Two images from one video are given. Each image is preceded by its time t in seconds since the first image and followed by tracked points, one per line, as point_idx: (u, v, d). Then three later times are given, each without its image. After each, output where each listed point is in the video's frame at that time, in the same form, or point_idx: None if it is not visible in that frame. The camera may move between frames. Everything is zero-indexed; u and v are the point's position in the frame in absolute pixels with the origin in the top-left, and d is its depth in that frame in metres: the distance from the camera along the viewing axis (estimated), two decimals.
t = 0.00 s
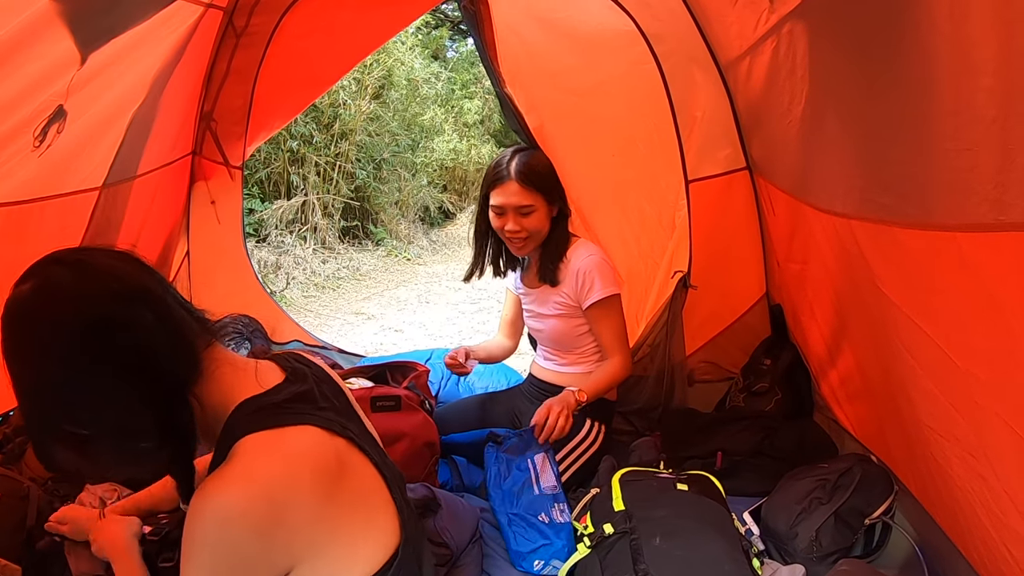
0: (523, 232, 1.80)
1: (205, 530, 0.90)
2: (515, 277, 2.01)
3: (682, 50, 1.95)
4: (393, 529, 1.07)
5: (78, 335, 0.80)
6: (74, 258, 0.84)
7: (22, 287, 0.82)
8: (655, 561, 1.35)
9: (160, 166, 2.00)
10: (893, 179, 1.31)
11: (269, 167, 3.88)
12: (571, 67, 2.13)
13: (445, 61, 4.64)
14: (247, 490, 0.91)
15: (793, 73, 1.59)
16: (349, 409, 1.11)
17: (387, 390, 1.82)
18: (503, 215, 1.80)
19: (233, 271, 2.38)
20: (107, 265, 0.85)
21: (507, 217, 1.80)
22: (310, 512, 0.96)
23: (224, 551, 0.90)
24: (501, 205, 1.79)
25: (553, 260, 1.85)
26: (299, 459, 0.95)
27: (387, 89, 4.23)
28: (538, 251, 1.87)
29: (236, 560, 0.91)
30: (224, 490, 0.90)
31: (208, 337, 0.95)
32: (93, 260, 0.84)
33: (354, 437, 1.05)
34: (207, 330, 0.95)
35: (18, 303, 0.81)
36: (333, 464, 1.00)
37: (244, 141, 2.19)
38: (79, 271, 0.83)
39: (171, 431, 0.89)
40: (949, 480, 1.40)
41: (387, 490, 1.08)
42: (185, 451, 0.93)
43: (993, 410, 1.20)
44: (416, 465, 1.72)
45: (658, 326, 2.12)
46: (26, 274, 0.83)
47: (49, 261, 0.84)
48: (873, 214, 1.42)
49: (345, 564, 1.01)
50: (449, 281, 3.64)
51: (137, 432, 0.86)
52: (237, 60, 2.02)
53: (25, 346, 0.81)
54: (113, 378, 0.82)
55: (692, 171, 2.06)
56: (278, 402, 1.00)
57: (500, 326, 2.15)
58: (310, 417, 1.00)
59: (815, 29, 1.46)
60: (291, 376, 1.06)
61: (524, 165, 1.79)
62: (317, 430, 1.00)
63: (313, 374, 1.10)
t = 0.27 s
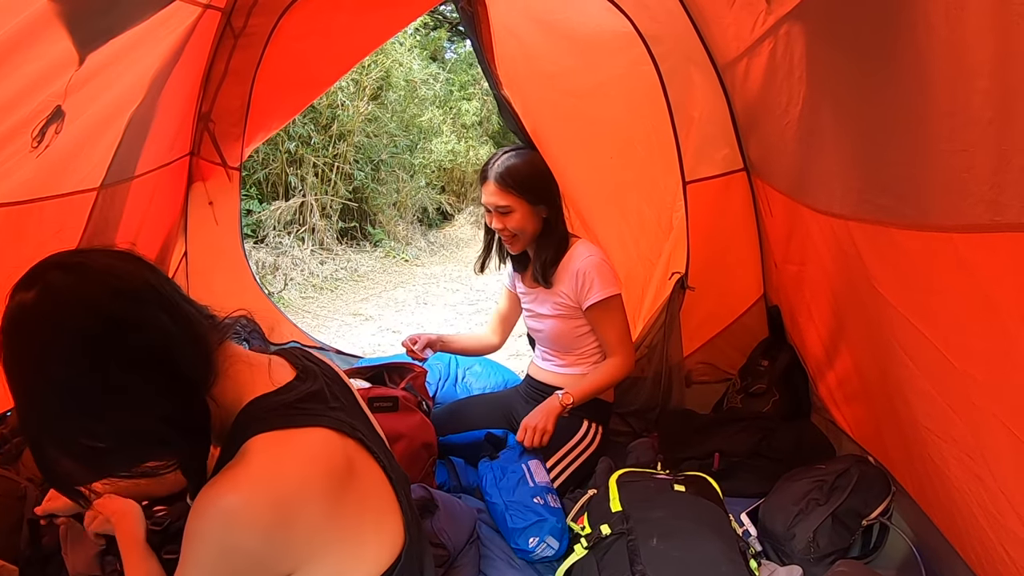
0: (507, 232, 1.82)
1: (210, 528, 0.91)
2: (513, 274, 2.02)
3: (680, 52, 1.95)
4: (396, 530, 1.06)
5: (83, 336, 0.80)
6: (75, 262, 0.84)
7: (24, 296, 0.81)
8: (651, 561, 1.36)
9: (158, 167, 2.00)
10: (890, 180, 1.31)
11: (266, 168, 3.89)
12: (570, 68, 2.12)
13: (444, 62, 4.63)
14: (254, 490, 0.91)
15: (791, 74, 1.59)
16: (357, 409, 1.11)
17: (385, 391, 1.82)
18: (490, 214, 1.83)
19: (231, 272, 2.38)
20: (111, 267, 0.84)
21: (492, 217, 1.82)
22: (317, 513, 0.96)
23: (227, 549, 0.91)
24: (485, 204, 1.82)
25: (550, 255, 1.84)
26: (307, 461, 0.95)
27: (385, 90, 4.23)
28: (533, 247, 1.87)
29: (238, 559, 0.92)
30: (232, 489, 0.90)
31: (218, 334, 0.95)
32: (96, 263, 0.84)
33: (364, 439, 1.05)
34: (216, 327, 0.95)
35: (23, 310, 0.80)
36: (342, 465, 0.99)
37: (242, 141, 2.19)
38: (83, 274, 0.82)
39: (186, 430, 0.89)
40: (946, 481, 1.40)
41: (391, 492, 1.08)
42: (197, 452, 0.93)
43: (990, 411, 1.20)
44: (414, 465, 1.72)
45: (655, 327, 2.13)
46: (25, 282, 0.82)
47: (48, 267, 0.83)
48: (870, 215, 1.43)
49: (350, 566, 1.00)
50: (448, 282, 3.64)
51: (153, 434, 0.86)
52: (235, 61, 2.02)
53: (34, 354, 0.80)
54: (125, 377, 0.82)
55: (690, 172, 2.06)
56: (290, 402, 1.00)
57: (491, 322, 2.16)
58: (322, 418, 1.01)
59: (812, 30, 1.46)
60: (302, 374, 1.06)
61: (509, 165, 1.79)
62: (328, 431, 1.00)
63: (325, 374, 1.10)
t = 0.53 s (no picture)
0: (503, 229, 1.83)
1: (217, 524, 0.91)
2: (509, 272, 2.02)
3: (678, 52, 1.95)
4: (399, 530, 1.07)
5: (85, 349, 0.80)
6: (73, 274, 0.83)
7: (22, 312, 0.81)
8: (649, 563, 1.36)
9: (156, 168, 2.00)
10: (888, 182, 1.31)
11: (264, 168, 3.90)
12: (567, 69, 2.12)
13: (442, 63, 4.62)
14: (262, 486, 0.91)
15: (788, 75, 1.59)
16: (363, 410, 1.10)
17: (382, 392, 1.82)
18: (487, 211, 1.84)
19: (229, 273, 2.37)
20: (110, 277, 0.84)
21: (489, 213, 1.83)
22: (322, 512, 0.96)
23: (234, 550, 0.92)
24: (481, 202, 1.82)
25: (546, 250, 1.84)
26: (314, 459, 0.95)
27: (384, 90, 4.23)
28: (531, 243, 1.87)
29: (245, 559, 0.93)
30: (240, 485, 0.91)
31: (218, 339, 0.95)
32: (94, 274, 0.84)
33: (369, 440, 1.05)
34: (217, 331, 0.95)
35: (23, 325, 0.80)
36: (348, 465, 1.00)
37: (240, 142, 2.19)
38: (81, 286, 0.82)
39: (192, 438, 0.89)
40: (943, 482, 1.40)
41: (394, 493, 1.08)
42: (203, 460, 0.93)
43: (987, 412, 1.20)
44: (412, 466, 1.73)
45: (653, 328, 2.13)
46: (23, 297, 0.82)
47: (46, 280, 0.83)
48: (867, 217, 1.43)
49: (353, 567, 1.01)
50: (446, 282, 3.64)
51: (159, 445, 0.86)
52: (232, 62, 2.02)
53: (35, 368, 0.80)
54: (127, 388, 0.82)
55: (688, 173, 2.06)
56: (297, 402, 0.99)
57: (485, 324, 2.17)
58: (327, 419, 1.00)
59: (810, 32, 1.46)
60: (308, 374, 1.06)
61: (504, 162, 1.79)
62: (333, 432, 0.99)
63: (331, 375, 1.10)
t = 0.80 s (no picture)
0: (495, 226, 1.83)
1: (204, 527, 0.91)
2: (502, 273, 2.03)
3: (674, 52, 1.95)
4: (391, 529, 1.07)
5: (74, 356, 0.80)
6: (58, 280, 0.82)
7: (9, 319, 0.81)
8: (645, 562, 1.36)
9: (153, 168, 1.99)
10: (884, 181, 1.31)
11: (262, 167, 3.90)
12: (563, 68, 2.12)
13: (440, 62, 4.63)
14: (248, 488, 0.91)
15: (784, 74, 1.59)
16: (354, 407, 1.11)
17: (379, 391, 1.82)
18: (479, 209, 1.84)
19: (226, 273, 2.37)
20: (96, 282, 0.83)
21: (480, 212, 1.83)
22: (310, 511, 0.96)
23: (221, 553, 0.91)
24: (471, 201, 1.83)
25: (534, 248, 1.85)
26: (301, 459, 0.95)
27: (382, 90, 4.23)
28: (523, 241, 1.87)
29: (236, 559, 0.92)
30: (226, 487, 0.91)
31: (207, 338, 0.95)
32: (79, 279, 0.83)
33: (360, 438, 1.05)
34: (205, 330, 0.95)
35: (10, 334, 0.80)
36: (336, 464, 0.99)
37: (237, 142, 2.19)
38: (67, 292, 0.81)
39: (183, 440, 0.90)
40: (941, 481, 1.40)
41: (386, 492, 1.08)
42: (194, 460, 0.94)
43: (984, 411, 1.20)
44: (408, 466, 1.72)
45: (650, 328, 2.12)
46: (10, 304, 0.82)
47: (30, 287, 0.82)
48: (863, 216, 1.42)
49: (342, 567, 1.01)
50: (445, 282, 3.64)
51: (151, 448, 0.87)
52: (229, 61, 2.02)
53: (25, 376, 0.80)
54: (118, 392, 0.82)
55: (685, 172, 2.06)
56: (287, 402, 1.00)
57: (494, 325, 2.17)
58: (318, 419, 1.00)
59: (805, 30, 1.46)
60: (299, 373, 1.06)
61: (495, 162, 1.79)
62: (324, 432, 1.00)
63: (323, 372, 1.10)
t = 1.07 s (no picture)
0: (488, 227, 1.81)
1: (194, 519, 0.91)
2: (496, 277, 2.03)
3: (673, 52, 1.95)
4: (384, 527, 1.07)
5: (67, 360, 0.80)
6: (50, 287, 0.82)
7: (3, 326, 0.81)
8: (644, 562, 1.36)
9: (151, 168, 1.99)
10: (882, 181, 1.31)
11: (260, 168, 3.89)
12: (561, 68, 2.13)
13: (438, 62, 4.64)
14: (239, 484, 0.91)
15: (782, 73, 1.59)
16: (344, 402, 1.12)
17: (377, 391, 1.82)
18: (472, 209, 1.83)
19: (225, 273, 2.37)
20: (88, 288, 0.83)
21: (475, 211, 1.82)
22: (301, 508, 0.96)
23: (212, 545, 0.91)
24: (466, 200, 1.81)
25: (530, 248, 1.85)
26: (292, 456, 0.95)
27: (379, 90, 4.23)
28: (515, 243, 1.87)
29: (225, 556, 0.92)
30: (217, 482, 0.91)
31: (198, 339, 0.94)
32: (71, 284, 0.83)
33: (351, 433, 1.06)
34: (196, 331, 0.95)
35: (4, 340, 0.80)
36: (328, 460, 0.99)
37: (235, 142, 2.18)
38: (59, 299, 0.81)
39: (178, 442, 0.90)
40: (939, 481, 1.40)
41: (379, 487, 1.08)
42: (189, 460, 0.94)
43: (982, 411, 1.20)
44: (407, 466, 1.72)
45: (648, 327, 2.12)
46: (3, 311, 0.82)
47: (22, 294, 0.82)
48: (861, 215, 1.43)
49: (331, 566, 1.01)
50: (443, 282, 3.65)
51: (146, 450, 0.87)
52: (227, 61, 2.02)
53: (18, 382, 0.80)
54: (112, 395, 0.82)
55: (684, 172, 2.06)
56: (278, 398, 1.00)
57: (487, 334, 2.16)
58: (308, 414, 1.00)
59: (804, 30, 1.46)
60: (290, 370, 1.06)
61: (492, 160, 1.78)
62: (314, 427, 0.99)
63: (313, 367, 1.10)
